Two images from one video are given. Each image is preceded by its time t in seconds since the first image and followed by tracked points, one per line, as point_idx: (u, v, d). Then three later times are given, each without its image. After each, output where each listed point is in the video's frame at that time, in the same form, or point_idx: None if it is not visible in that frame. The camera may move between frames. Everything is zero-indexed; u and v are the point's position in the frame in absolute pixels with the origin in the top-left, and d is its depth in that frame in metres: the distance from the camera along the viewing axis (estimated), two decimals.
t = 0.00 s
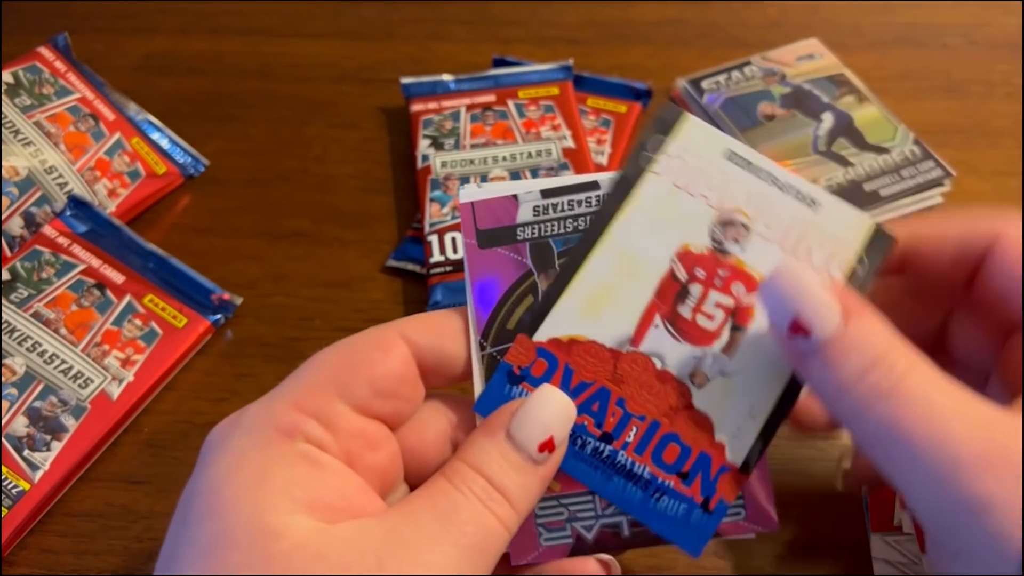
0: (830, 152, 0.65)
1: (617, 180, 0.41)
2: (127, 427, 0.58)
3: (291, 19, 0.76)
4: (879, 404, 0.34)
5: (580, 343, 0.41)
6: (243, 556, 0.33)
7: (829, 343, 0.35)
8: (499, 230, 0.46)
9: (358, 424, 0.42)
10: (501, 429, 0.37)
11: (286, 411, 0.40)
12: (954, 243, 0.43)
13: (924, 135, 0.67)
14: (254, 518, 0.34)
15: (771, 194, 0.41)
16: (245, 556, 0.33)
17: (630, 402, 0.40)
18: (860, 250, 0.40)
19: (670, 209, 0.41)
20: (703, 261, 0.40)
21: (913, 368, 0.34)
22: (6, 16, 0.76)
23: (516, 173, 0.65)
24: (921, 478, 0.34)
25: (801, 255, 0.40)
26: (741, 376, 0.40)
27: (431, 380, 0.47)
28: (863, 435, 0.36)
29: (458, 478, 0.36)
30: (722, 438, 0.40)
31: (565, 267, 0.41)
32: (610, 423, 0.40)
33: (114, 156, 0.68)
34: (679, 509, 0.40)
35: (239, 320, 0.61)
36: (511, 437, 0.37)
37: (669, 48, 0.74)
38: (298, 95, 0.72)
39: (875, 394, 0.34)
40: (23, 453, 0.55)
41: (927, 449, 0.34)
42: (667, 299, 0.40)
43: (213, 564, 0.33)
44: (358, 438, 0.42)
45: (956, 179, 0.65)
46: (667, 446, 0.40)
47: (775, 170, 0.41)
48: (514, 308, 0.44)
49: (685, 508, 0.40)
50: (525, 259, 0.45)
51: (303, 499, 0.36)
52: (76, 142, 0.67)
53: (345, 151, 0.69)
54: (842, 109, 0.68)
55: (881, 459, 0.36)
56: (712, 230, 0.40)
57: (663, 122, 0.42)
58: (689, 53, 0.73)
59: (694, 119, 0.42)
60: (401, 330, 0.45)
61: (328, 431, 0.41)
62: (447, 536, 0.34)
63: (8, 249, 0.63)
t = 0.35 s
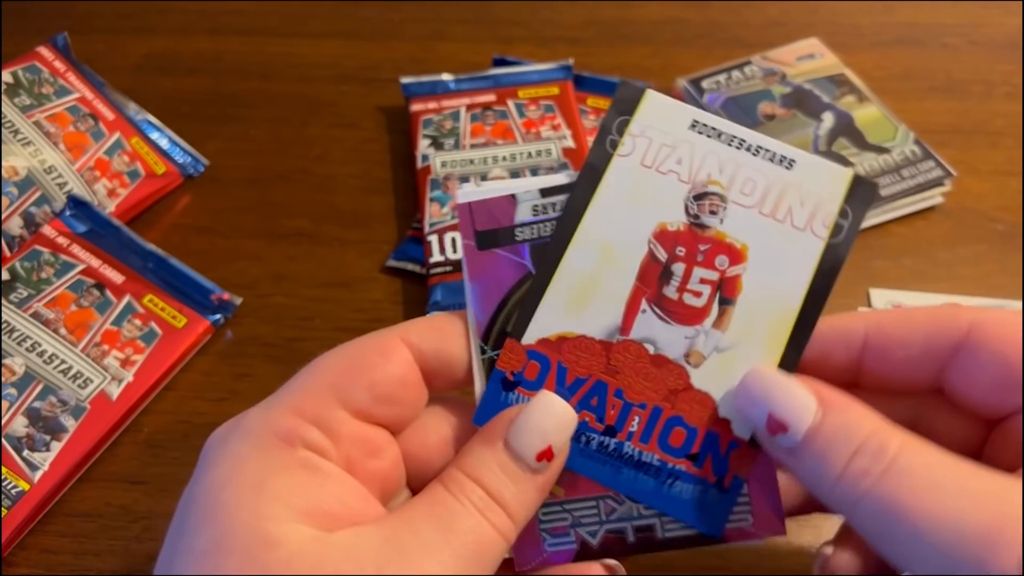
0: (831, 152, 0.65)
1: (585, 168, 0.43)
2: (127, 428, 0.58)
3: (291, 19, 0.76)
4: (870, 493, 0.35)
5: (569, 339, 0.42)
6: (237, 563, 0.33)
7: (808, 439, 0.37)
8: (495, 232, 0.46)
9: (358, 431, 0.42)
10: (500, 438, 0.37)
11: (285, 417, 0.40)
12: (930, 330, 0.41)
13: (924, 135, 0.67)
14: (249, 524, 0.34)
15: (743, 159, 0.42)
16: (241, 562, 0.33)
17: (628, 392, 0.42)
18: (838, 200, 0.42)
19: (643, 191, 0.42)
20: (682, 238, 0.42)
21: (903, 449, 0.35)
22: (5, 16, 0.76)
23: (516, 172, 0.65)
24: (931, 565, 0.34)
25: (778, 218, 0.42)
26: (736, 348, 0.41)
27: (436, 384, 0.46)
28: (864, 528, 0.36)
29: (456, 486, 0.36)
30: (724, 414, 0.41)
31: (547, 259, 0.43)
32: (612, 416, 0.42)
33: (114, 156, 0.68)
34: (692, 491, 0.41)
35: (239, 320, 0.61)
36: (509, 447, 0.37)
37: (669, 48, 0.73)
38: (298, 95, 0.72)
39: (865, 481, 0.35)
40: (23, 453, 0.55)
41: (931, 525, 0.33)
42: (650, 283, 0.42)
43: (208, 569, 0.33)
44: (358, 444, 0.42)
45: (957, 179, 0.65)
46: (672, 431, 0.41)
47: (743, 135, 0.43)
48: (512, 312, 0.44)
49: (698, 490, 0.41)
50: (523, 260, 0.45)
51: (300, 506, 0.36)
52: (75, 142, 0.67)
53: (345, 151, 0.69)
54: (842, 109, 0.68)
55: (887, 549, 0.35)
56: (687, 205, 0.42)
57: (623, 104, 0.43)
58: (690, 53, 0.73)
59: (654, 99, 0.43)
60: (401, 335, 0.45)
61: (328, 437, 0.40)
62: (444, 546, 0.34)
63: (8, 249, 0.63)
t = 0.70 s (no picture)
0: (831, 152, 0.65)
1: (566, 213, 0.43)
2: (128, 427, 0.58)
3: (291, 19, 0.76)
4: (928, 435, 0.36)
5: (618, 375, 0.41)
6: (250, 557, 0.33)
7: (867, 397, 0.37)
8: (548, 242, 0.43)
9: (384, 439, 0.41)
10: (523, 461, 0.37)
11: (314, 417, 0.39)
12: (957, 275, 0.41)
13: (924, 135, 0.67)
14: (266, 520, 0.34)
15: (706, 157, 0.43)
16: (253, 557, 0.33)
17: (693, 403, 0.41)
18: (802, 160, 0.43)
19: (629, 217, 0.42)
20: (682, 245, 0.42)
21: (955, 388, 0.35)
22: (5, 16, 0.76)
23: (516, 172, 0.65)
24: (997, 497, 0.34)
25: (756, 194, 0.43)
26: (770, 325, 0.41)
27: (473, 398, 0.46)
28: (928, 469, 0.37)
29: (474, 502, 0.37)
30: (789, 388, 0.41)
31: (566, 306, 0.42)
32: (688, 432, 0.41)
33: (114, 156, 0.68)
34: (790, 474, 0.40)
35: (239, 320, 0.61)
36: (531, 472, 0.37)
37: (669, 48, 0.73)
38: (298, 95, 0.72)
39: (922, 425, 0.36)
40: (22, 453, 0.55)
41: (989, 456, 0.34)
42: (670, 294, 0.41)
43: (220, 560, 0.33)
44: (384, 452, 0.41)
45: (958, 179, 0.65)
46: (747, 423, 0.41)
47: (694, 135, 0.44)
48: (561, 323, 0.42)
49: (793, 470, 0.40)
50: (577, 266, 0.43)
51: (317, 507, 0.36)
52: (75, 142, 0.67)
53: (345, 151, 0.69)
54: (843, 109, 0.68)
55: (954, 488, 0.36)
56: (675, 214, 0.42)
57: (581, 146, 0.44)
58: (690, 53, 0.73)
59: (606, 133, 0.44)
60: (444, 348, 0.44)
61: (355, 443, 0.40)
62: (456, 562, 0.34)
63: (8, 249, 0.63)
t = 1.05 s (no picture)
0: (830, 152, 0.65)
1: (537, 246, 0.43)
2: (127, 427, 0.58)
3: (291, 19, 0.76)
4: (911, 459, 0.35)
5: (598, 404, 0.40)
6: (228, 543, 0.34)
7: (850, 421, 0.37)
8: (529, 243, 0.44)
9: (371, 433, 0.42)
10: (501, 447, 0.37)
11: (300, 410, 0.40)
12: (931, 295, 0.41)
13: (923, 135, 0.67)
14: (244, 508, 0.35)
15: (671, 186, 0.44)
16: (232, 544, 0.33)
17: (674, 431, 0.40)
18: (765, 184, 0.44)
19: (598, 248, 0.43)
20: (653, 272, 0.42)
21: (938, 409, 0.35)
22: (6, 16, 0.76)
23: (516, 172, 0.65)
24: (985, 520, 0.33)
25: (723, 220, 0.43)
26: (747, 346, 0.41)
27: (464, 397, 0.46)
28: (914, 493, 0.36)
29: (453, 488, 0.36)
30: (768, 412, 0.40)
31: (541, 335, 0.42)
32: (669, 460, 0.40)
33: (114, 156, 0.68)
34: (776, 498, 0.39)
35: (239, 320, 0.61)
36: (509, 457, 0.36)
37: (669, 48, 0.73)
38: (298, 95, 0.72)
39: (905, 449, 0.35)
40: (22, 453, 0.55)
41: (974, 478, 0.33)
42: (644, 322, 0.41)
43: (199, 548, 0.34)
44: (369, 446, 0.41)
45: (958, 179, 0.65)
46: (731, 448, 0.40)
47: (659, 166, 0.44)
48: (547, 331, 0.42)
49: (780, 496, 0.39)
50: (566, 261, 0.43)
51: (296, 496, 0.36)
52: (75, 142, 0.67)
53: (345, 151, 0.69)
54: (842, 109, 0.68)
55: (941, 512, 0.35)
56: (643, 243, 0.43)
57: (549, 180, 0.45)
58: (689, 53, 0.73)
59: (572, 167, 0.45)
60: (434, 346, 0.44)
61: (340, 436, 0.40)
62: (428, 548, 0.34)
63: (8, 249, 0.63)
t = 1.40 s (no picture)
0: (830, 152, 0.65)
1: (534, 243, 0.43)
2: (127, 427, 0.58)
3: (291, 19, 0.76)
4: (914, 462, 0.35)
5: (595, 401, 0.40)
6: (222, 535, 0.34)
7: (850, 421, 0.36)
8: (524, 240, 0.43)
9: (366, 430, 0.42)
10: (494, 441, 0.37)
11: (295, 407, 0.40)
12: (931, 295, 0.41)
13: (923, 135, 0.67)
14: (238, 500, 0.35)
15: (670, 181, 0.44)
16: (225, 537, 0.34)
17: (670, 429, 0.40)
18: (765, 178, 0.43)
19: (594, 245, 0.43)
20: (650, 269, 0.42)
21: (942, 412, 0.35)
22: (5, 16, 0.76)
23: (516, 172, 0.65)
24: (987, 525, 0.34)
25: (722, 215, 0.43)
26: (745, 343, 0.41)
27: (461, 396, 0.46)
28: (914, 496, 0.36)
29: (447, 482, 0.36)
30: (766, 408, 0.40)
31: (537, 332, 0.42)
32: (665, 458, 0.40)
33: (114, 156, 0.68)
34: (773, 497, 0.39)
35: (239, 320, 0.61)
36: (502, 450, 0.36)
37: (669, 48, 0.73)
38: (298, 95, 0.72)
39: (908, 452, 0.35)
40: (23, 453, 0.55)
41: (979, 483, 0.33)
42: (641, 319, 0.41)
43: (194, 540, 0.34)
44: (365, 444, 0.41)
45: (958, 179, 0.65)
46: (727, 447, 0.40)
47: (657, 161, 0.44)
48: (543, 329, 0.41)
49: (778, 495, 0.39)
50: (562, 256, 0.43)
51: (290, 491, 0.36)
52: (75, 142, 0.67)
53: (345, 151, 0.69)
54: (842, 109, 0.68)
55: (941, 515, 0.35)
56: (641, 239, 0.42)
57: (546, 176, 0.44)
58: (689, 53, 0.73)
59: (570, 162, 0.44)
60: (432, 345, 0.44)
61: (335, 433, 0.40)
62: (420, 541, 0.34)
63: (8, 249, 0.63)
